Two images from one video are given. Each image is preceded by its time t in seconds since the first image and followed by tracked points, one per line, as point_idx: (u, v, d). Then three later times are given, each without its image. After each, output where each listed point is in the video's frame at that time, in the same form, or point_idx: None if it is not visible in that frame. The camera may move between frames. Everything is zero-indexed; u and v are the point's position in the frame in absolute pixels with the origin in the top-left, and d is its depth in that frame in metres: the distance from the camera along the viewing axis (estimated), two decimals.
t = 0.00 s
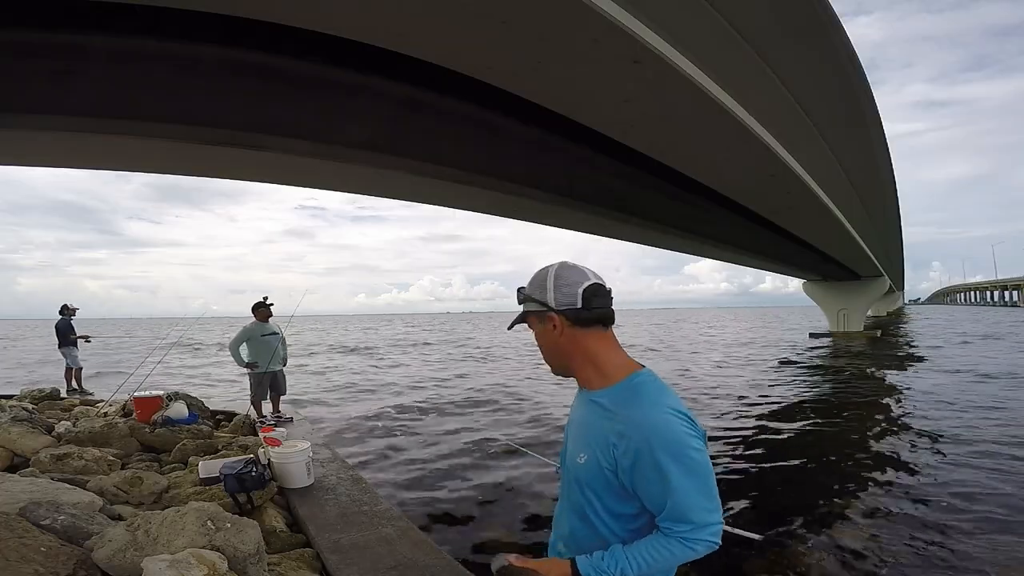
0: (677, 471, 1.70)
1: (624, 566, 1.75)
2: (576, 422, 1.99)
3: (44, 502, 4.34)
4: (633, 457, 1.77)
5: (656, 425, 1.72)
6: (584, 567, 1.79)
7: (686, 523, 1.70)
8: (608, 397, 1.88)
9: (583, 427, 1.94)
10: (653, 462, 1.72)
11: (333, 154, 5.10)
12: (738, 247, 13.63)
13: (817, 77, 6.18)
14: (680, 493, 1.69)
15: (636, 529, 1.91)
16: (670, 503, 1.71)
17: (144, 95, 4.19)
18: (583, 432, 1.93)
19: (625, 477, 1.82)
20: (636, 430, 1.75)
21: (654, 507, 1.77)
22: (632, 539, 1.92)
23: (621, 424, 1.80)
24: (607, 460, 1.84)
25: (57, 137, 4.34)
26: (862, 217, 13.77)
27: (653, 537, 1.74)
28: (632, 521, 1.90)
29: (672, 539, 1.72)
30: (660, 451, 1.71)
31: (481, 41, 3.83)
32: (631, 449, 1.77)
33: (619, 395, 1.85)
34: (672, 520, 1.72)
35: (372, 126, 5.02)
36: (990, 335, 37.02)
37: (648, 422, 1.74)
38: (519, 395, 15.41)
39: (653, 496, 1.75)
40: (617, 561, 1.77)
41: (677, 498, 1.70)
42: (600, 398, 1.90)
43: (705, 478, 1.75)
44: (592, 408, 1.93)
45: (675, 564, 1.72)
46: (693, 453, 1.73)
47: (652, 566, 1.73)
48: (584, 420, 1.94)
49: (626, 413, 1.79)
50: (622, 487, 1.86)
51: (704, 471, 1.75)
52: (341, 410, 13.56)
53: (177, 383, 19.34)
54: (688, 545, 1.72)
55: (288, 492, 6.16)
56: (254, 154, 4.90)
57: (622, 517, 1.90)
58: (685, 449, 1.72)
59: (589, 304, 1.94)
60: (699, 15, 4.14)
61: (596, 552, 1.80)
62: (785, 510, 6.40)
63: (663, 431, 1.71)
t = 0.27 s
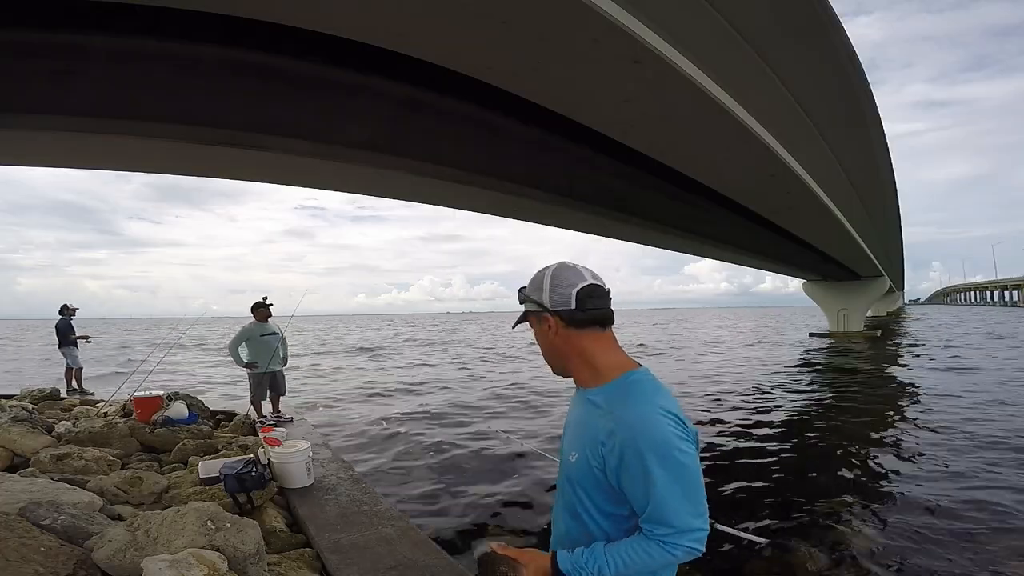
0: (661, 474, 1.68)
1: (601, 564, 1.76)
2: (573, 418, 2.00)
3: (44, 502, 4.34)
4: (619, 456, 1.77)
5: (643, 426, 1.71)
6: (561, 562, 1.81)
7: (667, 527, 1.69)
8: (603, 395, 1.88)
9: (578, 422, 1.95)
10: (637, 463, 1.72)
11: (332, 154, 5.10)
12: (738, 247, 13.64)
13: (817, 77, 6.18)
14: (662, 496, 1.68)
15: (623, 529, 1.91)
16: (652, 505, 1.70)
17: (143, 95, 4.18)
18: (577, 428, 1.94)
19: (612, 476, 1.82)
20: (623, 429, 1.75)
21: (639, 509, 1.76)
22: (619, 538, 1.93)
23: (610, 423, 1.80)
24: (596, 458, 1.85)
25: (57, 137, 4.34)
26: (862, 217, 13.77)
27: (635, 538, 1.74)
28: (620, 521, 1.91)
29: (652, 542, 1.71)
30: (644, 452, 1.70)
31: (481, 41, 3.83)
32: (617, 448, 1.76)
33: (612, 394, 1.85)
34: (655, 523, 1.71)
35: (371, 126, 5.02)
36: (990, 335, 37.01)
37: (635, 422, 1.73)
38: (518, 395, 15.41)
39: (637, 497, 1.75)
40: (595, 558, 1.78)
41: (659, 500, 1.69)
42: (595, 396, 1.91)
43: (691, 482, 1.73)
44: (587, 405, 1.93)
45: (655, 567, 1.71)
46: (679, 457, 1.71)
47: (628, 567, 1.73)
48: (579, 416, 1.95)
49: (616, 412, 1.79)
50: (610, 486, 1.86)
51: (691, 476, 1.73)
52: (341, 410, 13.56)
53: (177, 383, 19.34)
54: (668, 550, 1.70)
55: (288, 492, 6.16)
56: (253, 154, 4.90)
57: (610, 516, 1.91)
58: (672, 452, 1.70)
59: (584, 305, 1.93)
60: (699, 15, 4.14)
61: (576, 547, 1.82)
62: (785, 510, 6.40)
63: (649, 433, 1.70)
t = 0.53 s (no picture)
0: (654, 475, 1.68)
1: (593, 565, 1.77)
2: (567, 417, 2.01)
3: (44, 502, 4.34)
4: (612, 456, 1.77)
5: (635, 425, 1.71)
6: (555, 562, 1.83)
7: (659, 528, 1.69)
8: (597, 395, 1.88)
9: (572, 422, 1.96)
10: (630, 463, 1.72)
11: (332, 154, 5.10)
12: (738, 247, 13.64)
13: (816, 77, 6.18)
14: (655, 497, 1.68)
15: (616, 530, 1.91)
16: (646, 506, 1.69)
17: (144, 96, 4.19)
18: (572, 428, 1.95)
19: (605, 477, 1.82)
20: (616, 429, 1.75)
21: (632, 510, 1.76)
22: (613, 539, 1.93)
23: (603, 423, 1.80)
24: (590, 458, 1.85)
25: (58, 137, 4.34)
26: (862, 216, 13.76)
27: (628, 540, 1.74)
28: (613, 522, 1.90)
29: (644, 544, 1.71)
30: (637, 452, 1.70)
31: (481, 41, 3.83)
32: (611, 448, 1.77)
33: (607, 393, 1.85)
34: (647, 524, 1.71)
35: (371, 126, 5.02)
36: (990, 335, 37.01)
37: (628, 422, 1.73)
38: (518, 395, 15.40)
39: (629, 496, 1.75)
40: (587, 558, 1.79)
41: (650, 500, 1.69)
42: (590, 395, 1.91)
43: (683, 483, 1.73)
44: (581, 405, 1.94)
45: (645, 569, 1.71)
46: (672, 456, 1.71)
47: (621, 568, 1.73)
48: (574, 415, 1.96)
49: (610, 411, 1.79)
50: (603, 486, 1.87)
51: (683, 476, 1.73)
52: (342, 410, 13.56)
53: (176, 383, 19.34)
54: (660, 552, 1.70)
55: (288, 492, 6.16)
56: (254, 155, 4.90)
57: (603, 517, 1.91)
58: (665, 452, 1.70)
59: (582, 304, 1.93)
60: (699, 15, 4.14)
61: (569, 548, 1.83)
62: (785, 510, 6.40)
63: (641, 432, 1.70)
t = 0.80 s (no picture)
0: (654, 475, 1.68)
1: (593, 566, 1.77)
2: (567, 417, 2.01)
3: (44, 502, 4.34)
4: (612, 456, 1.77)
5: (635, 425, 1.71)
6: (554, 563, 1.82)
7: (659, 528, 1.69)
8: (597, 395, 1.88)
9: (571, 422, 1.96)
10: (630, 463, 1.72)
11: (331, 154, 5.10)
12: (738, 247, 13.63)
13: (816, 77, 6.18)
14: (654, 497, 1.68)
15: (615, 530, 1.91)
16: (646, 506, 1.69)
17: (144, 96, 4.19)
18: (570, 428, 1.95)
19: (604, 477, 1.82)
20: (617, 429, 1.75)
21: (631, 511, 1.76)
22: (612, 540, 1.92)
23: (603, 423, 1.80)
24: (589, 458, 1.85)
25: (58, 137, 4.34)
26: (862, 216, 13.75)
27: (627, 540, 1.74)
28: (612, 523, 1.91)
29: (644, 545, 1.71)
30: (637, 452, 1.70)
31: (481, 41, 3.83)
32: (610, 449, 1.77)
33: (608, 393, 1.85)
34: (647, 524, 1.71)
35: (371, 126, 5.02)
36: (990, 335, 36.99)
37: (628, 422, 1.73)
38: (518, 395, 15.40)
39: (629, 497, 1.75)
40: (587, 558, 1.78)
41: (651, 501, 1.69)
42: (590, 395, 1.91)
43: (683, 484, 1.73)
44: (580, 405, 1.94)
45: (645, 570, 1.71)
46: (672, 457, 1.71)
47: (621, 569, 1.73)
48: (573, 415, 1.96)
49: (610, 411, 1.79)
50: (603, 486, 1.87)
51: (682, 477, 1.73)
52: (342, 410, 13.56)
53: (177, 383, 19.35)
54: (660, 552, 1.70)
55: (288, 492, 6.16)
56: (254, 155, 4.90)
57: (602, 517, 1.91)
58: (665, 452, 1.70)
59: (583, 304, 1.93)
60: (699, 15, 4.14)
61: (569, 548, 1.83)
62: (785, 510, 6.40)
63: (641, 432, 1.70)
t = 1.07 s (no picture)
0: (658, 474, 1.68)
1: (602, 568, 1.75)
2: (566, 419, 2.01)
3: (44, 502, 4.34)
4: (615, 456, 1.77)
5: (637, 425, 1.71)
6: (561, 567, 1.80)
7: (666, 526, 1.69)
8: (596, 395, 1.88)
9: (572, 423, 1.95)
10: (634, 463, 1.71)
11: (331, 154, 5.10)
12: (737, 247, 13.64)
13: (816, 78, 6.18)
14: (660, 496, 1.68)
15: (618, 529, 1.92)
16: (652, 505, 1.69)
17: (144, 97, 4.18)
18: (571, 430, 1.95)
19: (608, 477, 1.82)
20: (619, 429, 1.74)
21: (636, 510, 1.76)
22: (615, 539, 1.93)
23: (605, 423, 1.80)
24: (591, 459, 1.85)
25: (58, 137, 4.34)
26: (862, 216, 13.76)
27: (634, 540, 1.73)
28: (616, 523, 1.91)
29: (651, 544, 1.71)
30: (640, 453, 1.69)
31: (481, 41, 3.83)
32: (614, 450, 1.76)
33: (609, 394, 1.84)
34: (653, 523, 1.71)
35: (371, 126, 5.02)
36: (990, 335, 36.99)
37: (630, 422, 1.73)
38: (518, 395, 15.40)
39: (634, 497, 1.74)
40: (595, 561, 1.77)
41: (656, 500, 1.69)
42: (590, 395, 1.91)
43: (686, 482, 1.73)
44: (580, 406, 1.94)
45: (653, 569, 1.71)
46: (675, 455, 1.71)
47: (630, 569, 1.72)
48: (573, 417, 1.96)
49: (611, 412, 1.79)
50: (606, 487, 1.86)
51: (686, 474, 1.73)
52: (342, 409, 13.56)
53: (177, 383, 19.35)
54: (667, 550, 1.70)
55: (288, 492, 6.16)
56: (253, 155, 4.91)
57: (606, 517, 1.91)
58: (668, 450, 1.70)
59: (583, 303, 1.93)
60: (700, 15, 4.14)
61: (576, 552, 1.81)
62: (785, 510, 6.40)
63: (644, 432, 1.70)
